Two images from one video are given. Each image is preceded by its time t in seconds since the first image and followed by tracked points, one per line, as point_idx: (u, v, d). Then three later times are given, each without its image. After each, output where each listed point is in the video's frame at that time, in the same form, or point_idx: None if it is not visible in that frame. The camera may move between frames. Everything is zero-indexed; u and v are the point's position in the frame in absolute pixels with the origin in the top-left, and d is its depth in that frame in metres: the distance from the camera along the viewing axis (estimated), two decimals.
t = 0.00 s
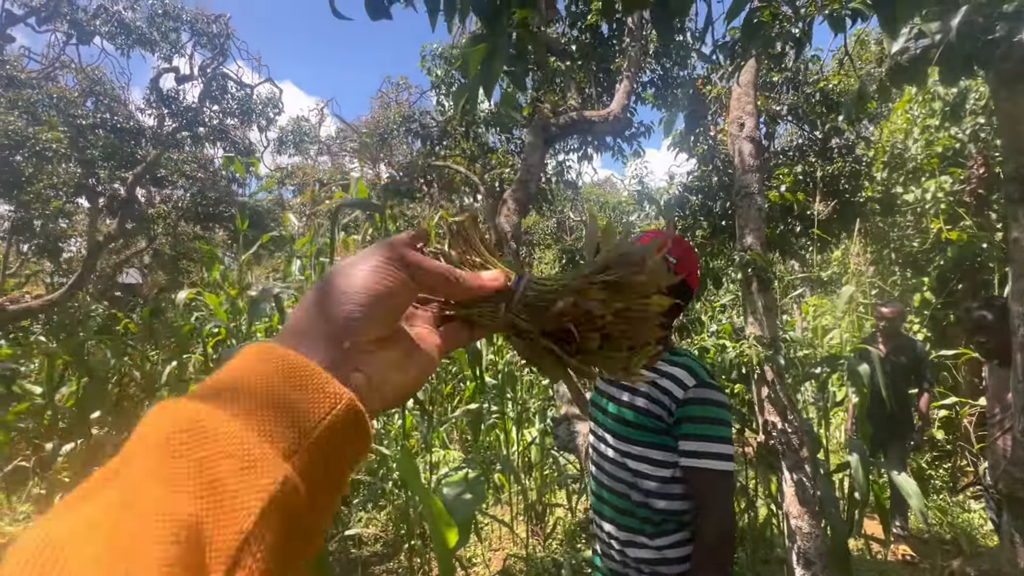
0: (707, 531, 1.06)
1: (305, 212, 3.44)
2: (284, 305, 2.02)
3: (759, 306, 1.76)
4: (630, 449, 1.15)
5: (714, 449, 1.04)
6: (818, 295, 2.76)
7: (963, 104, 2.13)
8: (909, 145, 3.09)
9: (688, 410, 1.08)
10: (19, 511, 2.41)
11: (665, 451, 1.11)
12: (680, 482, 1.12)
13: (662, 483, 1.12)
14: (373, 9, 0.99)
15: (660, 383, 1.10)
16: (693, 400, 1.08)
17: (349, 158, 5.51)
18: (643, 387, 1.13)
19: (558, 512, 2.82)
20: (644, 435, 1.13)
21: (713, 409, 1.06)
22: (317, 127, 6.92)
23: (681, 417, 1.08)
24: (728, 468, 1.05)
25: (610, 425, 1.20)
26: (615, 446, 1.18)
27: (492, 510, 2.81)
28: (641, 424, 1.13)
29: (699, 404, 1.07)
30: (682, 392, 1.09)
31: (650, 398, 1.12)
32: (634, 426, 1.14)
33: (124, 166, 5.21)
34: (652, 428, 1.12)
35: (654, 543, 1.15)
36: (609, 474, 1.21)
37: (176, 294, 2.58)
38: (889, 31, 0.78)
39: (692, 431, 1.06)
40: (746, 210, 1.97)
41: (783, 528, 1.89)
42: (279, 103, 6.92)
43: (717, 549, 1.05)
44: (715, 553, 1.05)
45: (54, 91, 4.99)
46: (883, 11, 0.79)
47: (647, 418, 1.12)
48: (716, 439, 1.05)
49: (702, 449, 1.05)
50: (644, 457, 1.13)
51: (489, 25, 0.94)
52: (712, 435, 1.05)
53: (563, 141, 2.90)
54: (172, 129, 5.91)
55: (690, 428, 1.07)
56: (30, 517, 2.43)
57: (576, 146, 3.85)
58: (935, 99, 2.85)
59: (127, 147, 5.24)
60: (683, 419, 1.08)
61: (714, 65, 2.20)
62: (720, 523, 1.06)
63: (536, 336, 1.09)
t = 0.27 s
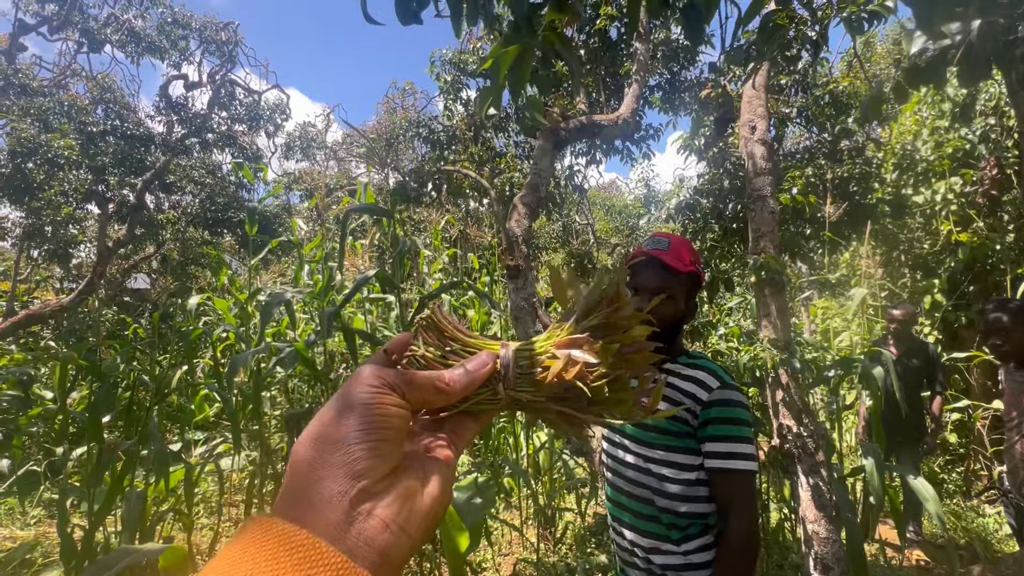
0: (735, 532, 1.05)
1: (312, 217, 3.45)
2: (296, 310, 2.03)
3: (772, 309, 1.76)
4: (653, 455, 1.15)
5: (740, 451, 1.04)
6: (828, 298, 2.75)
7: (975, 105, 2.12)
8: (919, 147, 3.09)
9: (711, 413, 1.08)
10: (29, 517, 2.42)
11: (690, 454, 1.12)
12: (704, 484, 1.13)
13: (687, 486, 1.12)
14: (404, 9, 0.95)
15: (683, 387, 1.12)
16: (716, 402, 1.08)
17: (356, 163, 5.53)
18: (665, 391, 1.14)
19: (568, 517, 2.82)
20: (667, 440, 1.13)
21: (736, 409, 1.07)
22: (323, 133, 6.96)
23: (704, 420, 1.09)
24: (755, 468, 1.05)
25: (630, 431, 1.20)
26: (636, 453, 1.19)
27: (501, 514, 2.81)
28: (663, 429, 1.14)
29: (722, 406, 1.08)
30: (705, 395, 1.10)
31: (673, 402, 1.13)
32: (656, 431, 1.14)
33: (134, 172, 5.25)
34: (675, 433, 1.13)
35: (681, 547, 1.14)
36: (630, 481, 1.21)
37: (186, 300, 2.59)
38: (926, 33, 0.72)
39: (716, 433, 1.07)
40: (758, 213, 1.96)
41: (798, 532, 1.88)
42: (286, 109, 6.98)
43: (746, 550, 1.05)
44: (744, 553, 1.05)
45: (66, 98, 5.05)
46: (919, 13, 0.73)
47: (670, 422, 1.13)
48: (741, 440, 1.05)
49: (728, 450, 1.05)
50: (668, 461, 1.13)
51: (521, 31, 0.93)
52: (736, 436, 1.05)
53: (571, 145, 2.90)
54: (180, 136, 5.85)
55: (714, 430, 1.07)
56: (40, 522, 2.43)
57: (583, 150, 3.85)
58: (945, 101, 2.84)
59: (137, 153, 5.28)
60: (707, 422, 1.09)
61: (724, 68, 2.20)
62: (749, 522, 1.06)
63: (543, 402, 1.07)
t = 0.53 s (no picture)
0: (747, 538, 1.05)
1: (317, 220, 3.46)
2: (301, 314, 2.04)
3: (778, 311, 1.76)
4: (665, 460, 1.16)
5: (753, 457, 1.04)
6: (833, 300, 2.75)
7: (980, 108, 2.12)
8: (923, 149, 3.04)
9: (724, 419, 1.08)
10: (34, 520, 2.42)
11: (702, 459, 1.12)
12: (716, 490, 1.12)
13: (699, 492, 1.12)
14: (414, 11, 0.95)
15: (695, 392, 1.12)
16: (729, 408, 1.08)
17: (359, 166, 5.55)
18: (678, 396, 1.15)
19: (572, 520, 2.81)
20: (679, 445, 1.14)
21: (749, 415, 1.07)
22: (327, 136, 6.99)
23: (717, 425, 1.09)
24: (768, 474, 1.04)
25: (642, 436, 1.21)
26: (647, 458, 1.19)
27: (505, 517, 2.81)
28: (675, 434, 1.14)
29: (734, 411, 1.08)
30: (718, 400, 1.10)
31: (685, 407, 1.13)
32: (668, 436, 1.15)
33: (139, 176, 5.29)
34: (688, 438, 1.13)
35: (691, 555, 1.13)
36: (641, 487, 1.21)
37: (191, 303, 2.60)
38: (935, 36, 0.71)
39: (729, 438, 1.07)
40: (764, 215, 1.96)
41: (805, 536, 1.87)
42: (290, 113, 7.02)
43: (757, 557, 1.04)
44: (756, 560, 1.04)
45: (72, 103, 5.08)
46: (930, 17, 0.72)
47: (682, 428, 1.13)
48: (755, 446, 1.05)
49: (741, 456, 1.05)
50: (680, 466, 1.14)
51: (531, 35, 0.93)
52: (749, 441, 1.05)
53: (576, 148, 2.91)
54: (185, 139, 5.96)
55: (727, 436, 1.07)
56: (45, 525, 2.43)
57: (587, 153, 3.86)
58: (949, 103, 2.84)
59: (142, 157, 5.32)
60: (719, 428, 1.09)
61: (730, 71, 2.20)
62: (761, 529, 1.05)
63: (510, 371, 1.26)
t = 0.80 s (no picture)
0: (751, 546, 1.05)
1: (317, 223, 3.46)
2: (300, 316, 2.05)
3: (777, 314, 1.77)
4: (668, 467, 1.16)
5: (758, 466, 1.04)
6: (831, 303, 2.75)
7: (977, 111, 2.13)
8: (921, 152, 3.07)
9: (729, 427, 1.08)
10: (33, 522, 2.42)
11: (705, 467, 1.12)
12: (718, 498, 1.13)
13: (701, 500, 1.12)
14: (411, 18, 0.97)
15: (700, 399, 1.12)
16: (735, 416, 1.08)
17: (359, 168, 5.55)
18: (682, 403, 1.14)
19: (571, 523, 2.80)
20: (683, 452, 1.14)
21: (755, 424, 1.07)
22: (327, 139, 7.00)
23: (722, 433, 1.09)
24: (772, 483, 1.05)
25: (644, 441, 1.21)
26: (650, 465, 1.19)
27: (503, 520, 2.80)
28: (679, 441, 1.14)
29: (740, 419, 1.08)
30: (723, 408, 1.10)
31: (689, 414, 1.13)
32: (671, 443, 1.15)
33: (139, 177, 5.30)
34: (692, 445, 1.13)
35: (691, 563, 1.14)
36: (642, 493, 1.21)
37: (191, 305, 2.61)
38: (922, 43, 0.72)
39: (735, 447, 1.07)
40: (763, 218, 1.97)
41: (804, 539, 1.87)
42: (290, 115, 7.03)
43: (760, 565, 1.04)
44: (758, 568, 1.05)
45: (73, 105, 5.09)
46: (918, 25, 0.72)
47: (686, 435, 1.13)
48: (760, 454, 1.05)
49: (746, 465, 1.05)
50: (683, 473, 1.14)
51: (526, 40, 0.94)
52: (755, 450, 1.06)
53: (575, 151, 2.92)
54: (186, 141, 5.98)
55: (733, 444, 1.07)
56: (43, 527, 2.43)
57: (586, 155, 3.87)
58: (946, 107, 2.85)
59: (143, 159, 5.34)
60: (724, 436, 1.09)
61: (727, 76, 2.22)
62: (764, 538, 1.06)
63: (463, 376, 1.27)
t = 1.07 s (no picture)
0: (743, 550, 1.05)
1: (315, 224, 3.46)
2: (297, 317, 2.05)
3: (774, 317, 1.77)
4: (662, 469, 1.16)
5: (750, 468, 1.03)
6: (828, 306, 2.76)
7: (972, 115, 2.14)
8: (917, 156, 3.09)
9: (723, 429, 1.08)
10: (27, 523, 2.41)
11: (700, 469, 1.12)
12: (711, 500, 1.12)
13: (695, 502, 1.12)
14: (411, 23, 0.97)
15: (694, 401, 1.12)
16: (729, 418, 1.08)
17: (357, 170, 5.56)
18: (676, 404, 1.14)
19: (568, 525, 2.80)
20: (677, 454, 1.14)
21: (749, 426, 1.06)
22: (326, 140, 7.00)
23: (716, 435, 1.09)
24: (766, 486, 1.04)
25: (639, 443, 1.22)
26: (644, 466, 1.20)
27: (500, 523, 2.79)
28: (673, 442, 1.14)
29: (734, 421, 1.07)
30: (717, 409, 1.09)
31: (683, 416, 1.13)
32: (665, 445, 1.16)
33: (137, 178, 5.30)
34: (686, 447, 1.13)
35: (685, 565, 1.14)
36: (638, 495, 1.21)
37: (188, 306, 2.60)
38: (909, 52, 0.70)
39: (728, 448, 1.06)
40: (760, 221, 1.98)
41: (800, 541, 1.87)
42: (289, 117, 7.03)
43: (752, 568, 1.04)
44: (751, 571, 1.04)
45: (71, 105, 5.08)
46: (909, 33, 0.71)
47: (680, 436, 1.13)
48: (754, 457, 1.04)
49: (740, 467, 1.04)
50: (678, 475, 1.14)
51: (525, 45, 0.94)
52: (748, 452, 1.05)
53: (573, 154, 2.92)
54: (184, 142, 5.98)
55: (726, 446, 1.07)
56: (38, 529, 2.42)
57: (584, 158, 3.88)
58: (942, 111, 2.87)
59: (141, 159, 5.33)
60: (718, 438, 1.08)
61: (725, 80, 2.23)
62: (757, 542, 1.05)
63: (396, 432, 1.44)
